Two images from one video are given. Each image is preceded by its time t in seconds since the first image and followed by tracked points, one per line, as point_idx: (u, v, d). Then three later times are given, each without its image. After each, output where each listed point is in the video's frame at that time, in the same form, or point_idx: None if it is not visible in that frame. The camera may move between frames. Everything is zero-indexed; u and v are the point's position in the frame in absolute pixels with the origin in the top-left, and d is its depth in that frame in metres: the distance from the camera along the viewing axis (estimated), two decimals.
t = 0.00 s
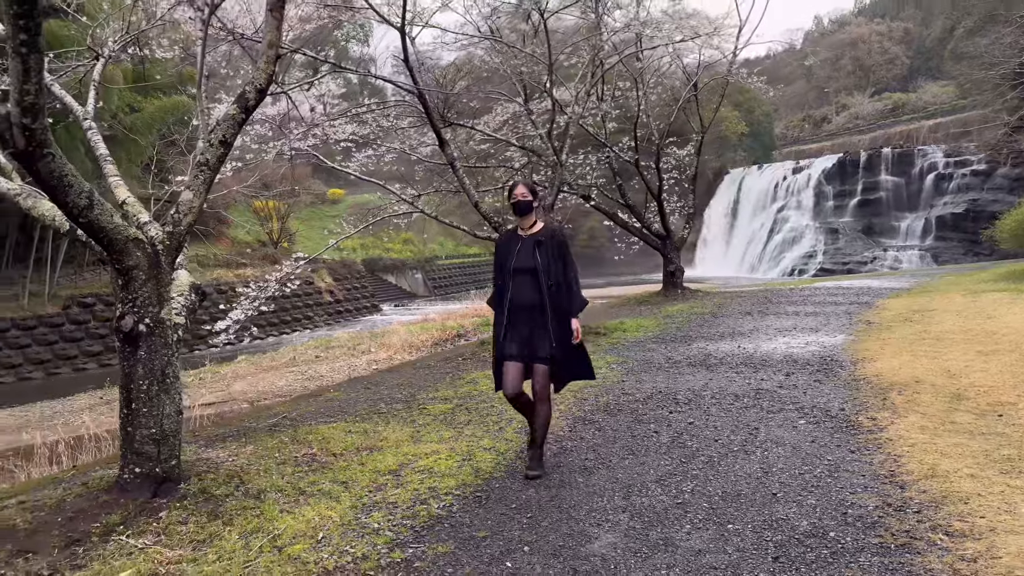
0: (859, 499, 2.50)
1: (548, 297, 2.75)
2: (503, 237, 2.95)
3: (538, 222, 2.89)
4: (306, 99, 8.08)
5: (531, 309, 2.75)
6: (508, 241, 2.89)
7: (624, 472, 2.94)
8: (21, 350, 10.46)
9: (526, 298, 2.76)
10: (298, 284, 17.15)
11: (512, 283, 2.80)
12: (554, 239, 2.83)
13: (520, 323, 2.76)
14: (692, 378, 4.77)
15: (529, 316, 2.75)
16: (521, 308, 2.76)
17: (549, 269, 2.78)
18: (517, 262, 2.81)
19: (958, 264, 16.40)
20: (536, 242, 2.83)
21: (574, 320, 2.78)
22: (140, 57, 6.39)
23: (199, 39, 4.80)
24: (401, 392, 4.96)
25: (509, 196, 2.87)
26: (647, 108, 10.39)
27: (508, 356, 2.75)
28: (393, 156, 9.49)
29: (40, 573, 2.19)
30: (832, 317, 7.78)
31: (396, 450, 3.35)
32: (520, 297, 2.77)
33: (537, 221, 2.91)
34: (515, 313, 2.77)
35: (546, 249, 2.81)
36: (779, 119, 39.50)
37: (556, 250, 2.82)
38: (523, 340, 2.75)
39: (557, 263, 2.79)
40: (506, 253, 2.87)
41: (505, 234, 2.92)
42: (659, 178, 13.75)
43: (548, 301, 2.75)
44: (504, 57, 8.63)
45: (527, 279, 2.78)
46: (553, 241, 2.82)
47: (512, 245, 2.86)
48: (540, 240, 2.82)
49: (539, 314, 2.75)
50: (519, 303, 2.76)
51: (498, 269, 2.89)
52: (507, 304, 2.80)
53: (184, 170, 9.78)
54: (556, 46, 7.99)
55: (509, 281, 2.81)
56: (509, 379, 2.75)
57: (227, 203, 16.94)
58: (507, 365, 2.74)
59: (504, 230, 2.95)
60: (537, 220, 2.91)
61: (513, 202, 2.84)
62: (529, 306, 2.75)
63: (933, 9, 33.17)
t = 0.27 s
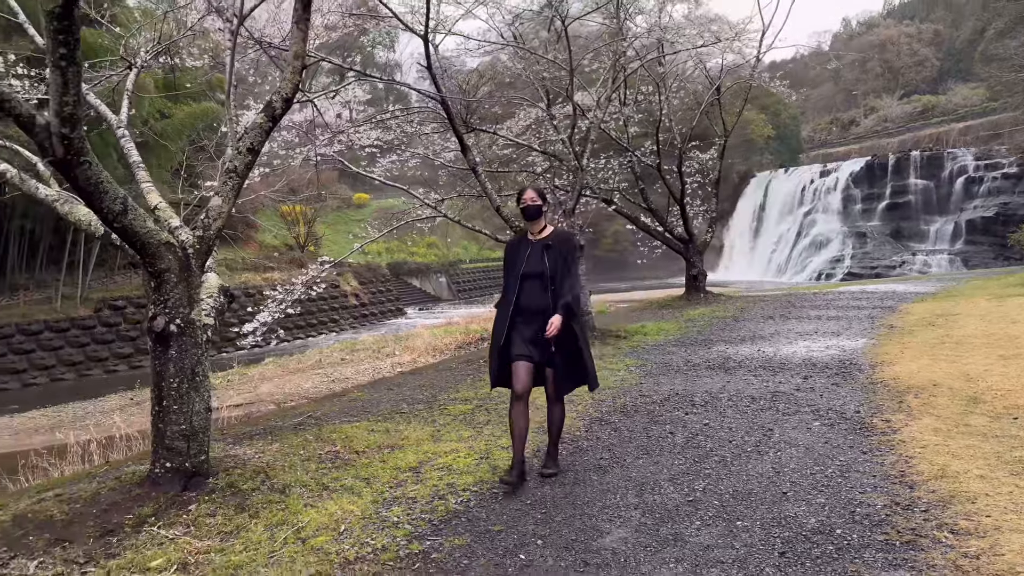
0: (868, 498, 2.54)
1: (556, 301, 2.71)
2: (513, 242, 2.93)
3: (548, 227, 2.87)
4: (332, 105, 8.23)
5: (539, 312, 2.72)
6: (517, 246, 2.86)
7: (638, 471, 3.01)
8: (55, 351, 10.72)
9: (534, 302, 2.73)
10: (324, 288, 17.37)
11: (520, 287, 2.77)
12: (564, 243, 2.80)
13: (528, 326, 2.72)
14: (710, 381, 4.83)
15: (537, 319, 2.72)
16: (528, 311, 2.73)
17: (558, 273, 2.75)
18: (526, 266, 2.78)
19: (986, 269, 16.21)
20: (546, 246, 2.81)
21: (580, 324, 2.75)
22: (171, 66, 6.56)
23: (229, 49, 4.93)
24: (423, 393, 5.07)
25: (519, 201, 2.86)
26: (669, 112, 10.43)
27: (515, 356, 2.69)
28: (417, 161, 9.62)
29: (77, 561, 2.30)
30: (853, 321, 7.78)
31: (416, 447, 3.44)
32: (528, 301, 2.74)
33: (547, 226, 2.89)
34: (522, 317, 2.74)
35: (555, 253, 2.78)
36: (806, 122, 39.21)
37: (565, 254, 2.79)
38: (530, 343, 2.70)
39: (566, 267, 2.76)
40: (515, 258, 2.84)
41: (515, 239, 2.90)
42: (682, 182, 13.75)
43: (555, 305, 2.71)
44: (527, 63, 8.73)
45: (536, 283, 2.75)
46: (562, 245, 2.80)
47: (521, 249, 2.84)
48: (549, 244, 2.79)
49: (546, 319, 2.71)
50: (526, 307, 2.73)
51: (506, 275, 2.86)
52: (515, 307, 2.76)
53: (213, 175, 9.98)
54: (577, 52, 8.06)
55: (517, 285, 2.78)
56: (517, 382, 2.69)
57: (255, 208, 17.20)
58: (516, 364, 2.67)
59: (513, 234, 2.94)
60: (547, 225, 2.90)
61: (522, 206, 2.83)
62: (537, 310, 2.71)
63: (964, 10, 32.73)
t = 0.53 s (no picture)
0: (881, 495, 2.59)
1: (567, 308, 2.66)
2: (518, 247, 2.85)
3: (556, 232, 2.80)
4: (360, 109, 8.37)
5: (550, 320, 2.65)
6: (524, 251, 2.79)
7: (655, 468, 3.07)
8: (92, 350, 11.00)
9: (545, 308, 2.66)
10: (353, 289, 17.59)
11: (529, 293, 2.70)
12: (573, 248, 2.75)
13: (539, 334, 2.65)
14: (732, 381, 4.87)
15: (548, 327, 2.65)
16: (539, 318, 2.66)
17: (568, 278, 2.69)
18: (535, 271, 2.71)
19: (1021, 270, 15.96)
20: (555, 251, 2.75)
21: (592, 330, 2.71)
22: (204, 72, 6.74)
23: (260, 56, 5.07)
24: (448, 391, 5.17)
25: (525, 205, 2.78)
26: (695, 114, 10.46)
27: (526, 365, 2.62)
28: (444, 164, 9.75)
29: (118, 546, 2.43)
30: (880, 322, 7.74)
31: (440, 443, 3.54)
32: (539, 307, 2.67)
33: (553, 229, 2.82)
34: (532, 323, 2.66)
35: (564, 258, 2.72)
36: (838, 122, 38.78)
37: (574, 260, 2.73)
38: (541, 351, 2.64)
39: (576, 272, 2.71)
40: (522, 263, 2.77)
41: (521, 244, 2.82)
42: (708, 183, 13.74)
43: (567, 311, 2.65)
44: (553, 66, 8.82)
45: (546, 289, 2.68)
46: (571, 250, 2.74)
47: (528, 255, 2.77)
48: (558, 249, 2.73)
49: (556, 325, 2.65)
50: (537, 313, 2.66)
51: (513, 281, 2.78)
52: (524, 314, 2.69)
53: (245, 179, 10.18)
54: (602, 55, 8.13)
55: (526, 291, 2.71)
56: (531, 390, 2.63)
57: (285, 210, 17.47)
58: (528, 373, 2.61)
59: (518, 239, 2.86)
60: (553, 229, 2.82)
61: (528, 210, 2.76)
62: (549, 317, 2.65)
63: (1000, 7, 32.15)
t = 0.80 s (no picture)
0: (903, 491, 2.61)
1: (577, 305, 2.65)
2: (528, 242, 2.84)
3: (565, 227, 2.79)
4: (394, 107, 8.48)
5: (561, 316, 2.65)
6: (534, 246, 2.78)
7: (680, 463, 3.12)
8: (135, 344, 11.29)
9: (556, 304, 2.65)
10: (388, 283, 17.78)
11: (539, 289, 2.69)
12: (583, 244, 2.74)
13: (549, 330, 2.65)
14: (761, 377, 4.88)
15: (559, 323, 2.65)
16: (549, 315, 2.66)
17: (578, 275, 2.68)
18: (545, 267, 2.70)
19: None
20: (565, 247, 2.73)
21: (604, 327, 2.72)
22: (242, 72, 6.90)
23: (295, 57, 5.19)
24: (479, 385, 5.26)
25: (535, 199, 2.76)
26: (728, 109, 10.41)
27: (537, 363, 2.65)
28: (477, 160, 9.84)
29: (159, 531, 2.55)
30: (916, 318, 7.66)
31: (469, 436, 3.63)
32: (550, 305, 2.66)
33: (563, 224, 2.80)
34: (542, 321, 2.66)
35: (574, 253, 2.71)
36: (879, 114, 38.12)
37: (584, 256, 2.72)
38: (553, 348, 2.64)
39: (586, 268, 2.71)
40: (532, 259, 2.76)
41: (530, 239, 2.81)
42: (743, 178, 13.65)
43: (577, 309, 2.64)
44: (585, 63, 8.85)
45: (556, 286, 2.67)
46: (581, 246, 2.73)
47: (538, 250, 2.76)
48: (568, 245, 2.72)
49: (567, 322, 2.65)
50: (547, 310, 2.66)
51: (523, 275, 2.78)
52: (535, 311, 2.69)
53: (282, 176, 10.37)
54: (634, 51, 8.15)
55: (536, 287, 2.70)
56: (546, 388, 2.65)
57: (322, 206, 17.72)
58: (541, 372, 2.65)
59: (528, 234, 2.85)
60: (562, 223, 2.81)
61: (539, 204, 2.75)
62: (560, 313, 2.64)
63: None
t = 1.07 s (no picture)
0: (918, 485, 2.62)
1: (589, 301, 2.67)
2: (535, 238, 2.85)
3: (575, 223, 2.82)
4: (427, 104, 8.60)
5: (574, 313, 2.67)
6: (544, 241, 2.80)
7: (698, 455, 3.16)
8: (178, 337, 11.59)
9: (568, 301, 2.67)
10: (424, 278, 17.96)
11: (550, 284, 2.70)
12: (593, 241, 2.76)
13: (562, 326, 2.67)
14: (788, 373, 4.89)
15: (573, 320, 2.67)
16: (561, 311, 2.67)
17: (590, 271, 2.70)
18: (557, 262, 2.71)
19: None
20: (576, 243, 2.76)
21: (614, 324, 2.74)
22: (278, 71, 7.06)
23: (328, 57, 5.32)
24: (507, 378, 5.35)
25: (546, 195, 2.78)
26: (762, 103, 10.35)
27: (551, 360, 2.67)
28: (510, 156, 9.92)
29: (193, 514, 2.67)
30: (953, 315, 7.56)
31: (493, 428, 3.71)
32: (562, 300, 2.67)
33: (572, 220, 2.83)
34: (554, 315, 2.67)
35: (585, 250, 2.74)
36: (924, 106, 37.35)
37: (595, 253, 2.75)
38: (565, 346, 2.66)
39: (597, 265, 2.73)
40: (542, 254, 2.77)
41: (539, 234, 2.83)
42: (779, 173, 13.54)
43: (589, 304, 2.67)
44: (617, 58, 8.87)
45: (568, 281, 2.68)
46: (592, 243, 2.76)
47: (548, 245, 2.77)
48: (579, 241, 2.74)
49: (579, 317, 2.67)
50: (560, 305, 2.67)
51: (532, 271, 2.79)
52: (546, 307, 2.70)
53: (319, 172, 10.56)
54: (665, 46, 8.15)
55: (547, 282, 2.71)
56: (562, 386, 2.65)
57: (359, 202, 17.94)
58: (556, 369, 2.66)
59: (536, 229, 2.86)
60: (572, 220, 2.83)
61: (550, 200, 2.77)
62: (573, 309, 2.66)
63: None
